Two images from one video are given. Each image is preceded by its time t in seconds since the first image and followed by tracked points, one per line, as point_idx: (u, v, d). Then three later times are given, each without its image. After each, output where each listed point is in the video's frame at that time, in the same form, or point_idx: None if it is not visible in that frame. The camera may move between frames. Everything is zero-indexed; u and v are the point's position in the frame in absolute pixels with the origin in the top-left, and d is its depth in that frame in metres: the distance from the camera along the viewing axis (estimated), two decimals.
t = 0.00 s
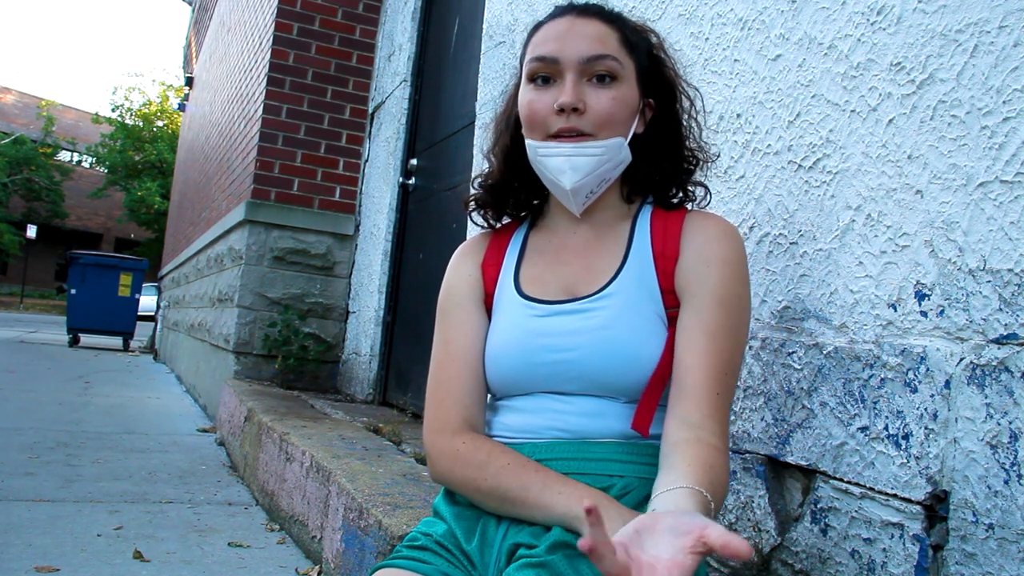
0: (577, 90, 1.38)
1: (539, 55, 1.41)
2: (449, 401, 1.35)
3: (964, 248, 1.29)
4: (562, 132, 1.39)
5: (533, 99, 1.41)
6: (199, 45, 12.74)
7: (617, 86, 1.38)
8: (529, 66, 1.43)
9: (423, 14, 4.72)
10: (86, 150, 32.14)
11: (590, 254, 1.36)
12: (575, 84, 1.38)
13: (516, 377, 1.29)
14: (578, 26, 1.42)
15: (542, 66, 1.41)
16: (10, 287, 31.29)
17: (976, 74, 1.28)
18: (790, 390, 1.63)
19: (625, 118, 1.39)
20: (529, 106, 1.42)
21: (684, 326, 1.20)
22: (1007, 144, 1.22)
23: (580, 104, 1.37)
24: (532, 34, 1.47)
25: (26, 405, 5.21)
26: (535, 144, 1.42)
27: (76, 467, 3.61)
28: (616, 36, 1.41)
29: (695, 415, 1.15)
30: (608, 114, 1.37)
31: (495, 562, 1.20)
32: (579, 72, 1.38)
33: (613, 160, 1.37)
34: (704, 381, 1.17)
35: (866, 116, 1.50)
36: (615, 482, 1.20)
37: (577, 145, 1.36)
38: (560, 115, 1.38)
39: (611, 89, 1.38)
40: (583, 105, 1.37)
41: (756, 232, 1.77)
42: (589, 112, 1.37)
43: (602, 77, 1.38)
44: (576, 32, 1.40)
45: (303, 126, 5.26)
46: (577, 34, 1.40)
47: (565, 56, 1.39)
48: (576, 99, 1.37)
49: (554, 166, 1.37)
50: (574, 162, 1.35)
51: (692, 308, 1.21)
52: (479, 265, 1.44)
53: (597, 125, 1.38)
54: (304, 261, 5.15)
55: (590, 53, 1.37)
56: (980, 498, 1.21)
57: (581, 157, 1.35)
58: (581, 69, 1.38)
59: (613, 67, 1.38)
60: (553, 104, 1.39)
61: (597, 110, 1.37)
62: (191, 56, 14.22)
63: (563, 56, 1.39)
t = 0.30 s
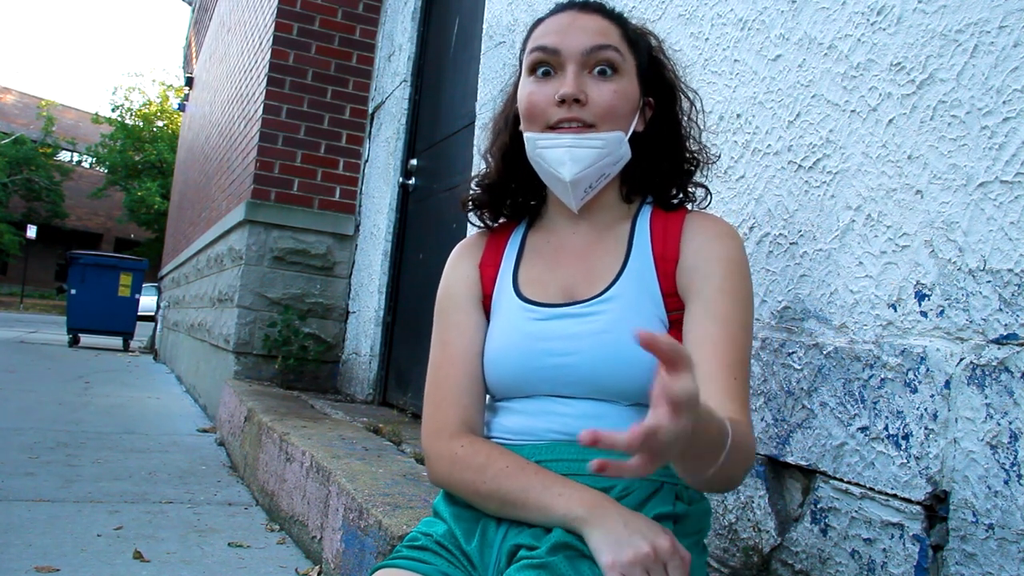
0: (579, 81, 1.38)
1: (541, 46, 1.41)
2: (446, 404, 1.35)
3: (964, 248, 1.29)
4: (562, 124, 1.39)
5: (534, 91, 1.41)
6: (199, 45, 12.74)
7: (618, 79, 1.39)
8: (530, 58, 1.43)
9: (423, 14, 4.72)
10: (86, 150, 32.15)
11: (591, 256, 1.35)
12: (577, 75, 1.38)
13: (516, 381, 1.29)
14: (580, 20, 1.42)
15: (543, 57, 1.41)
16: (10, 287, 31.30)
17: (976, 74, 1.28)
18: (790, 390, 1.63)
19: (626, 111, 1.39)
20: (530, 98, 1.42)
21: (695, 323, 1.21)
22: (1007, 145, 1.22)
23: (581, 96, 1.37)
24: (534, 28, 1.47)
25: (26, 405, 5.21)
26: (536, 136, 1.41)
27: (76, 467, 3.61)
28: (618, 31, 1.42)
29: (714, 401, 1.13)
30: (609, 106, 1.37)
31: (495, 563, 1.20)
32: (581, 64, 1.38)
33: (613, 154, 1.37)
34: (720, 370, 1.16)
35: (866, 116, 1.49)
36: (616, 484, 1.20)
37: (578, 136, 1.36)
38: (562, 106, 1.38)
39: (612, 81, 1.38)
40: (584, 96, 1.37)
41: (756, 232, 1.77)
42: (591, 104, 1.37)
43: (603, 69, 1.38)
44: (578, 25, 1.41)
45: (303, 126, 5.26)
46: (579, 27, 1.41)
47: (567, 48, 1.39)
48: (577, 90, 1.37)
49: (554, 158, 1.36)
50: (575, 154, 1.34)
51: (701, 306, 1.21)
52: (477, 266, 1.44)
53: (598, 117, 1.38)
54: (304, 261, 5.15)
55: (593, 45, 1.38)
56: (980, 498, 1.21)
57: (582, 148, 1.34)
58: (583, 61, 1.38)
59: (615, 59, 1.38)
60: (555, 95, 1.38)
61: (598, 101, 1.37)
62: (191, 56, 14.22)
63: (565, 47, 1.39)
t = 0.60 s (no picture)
0: (578, 77, 1.38)
1: (539, 44, 1.41)
2: (444, 403, 1.35)
3: (964, 248, 1.29)
4: (562, 121, 1.39)
5: (532, 88, 1.41)
6: (199, 45, 12.74)
7: (617, 77, 1.39)
8: (528, 55, 1.43)
9: (423, 14, 4.72)
10: (86, 150, 32.15)
11: (587, 257, 1.35)
12: (576, 72, 1.38)
13: (513, 382, 1.29)
14: (579, 17, 1.43)
15: (541, 53, 1.41)
16: (10, 287, 31.30)
17: (976, 74, 1.28)
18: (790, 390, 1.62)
19: (625, 110, 1.39)
20: (528, 95, 1.41)
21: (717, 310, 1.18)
22: (1007, 145, 1.22)
23: (581, 92, 1.36)
24: (531, 26, 1.48)
25: (26, 405, 5.21)
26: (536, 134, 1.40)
27: (75, 467, 3.61)
28: (615, 28, 1.43)
29: (775, 377, 1.08)
30: (608, 104, 1.37)
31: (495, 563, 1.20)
32: (580, 61, 1.38)
33: (612, 153, 1.36)
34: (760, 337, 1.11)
35: (866, 116, 1.50)
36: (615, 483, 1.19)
37: (578, 134, 1.36)
38: (562, 102, 1.37)
39: (612, 79, 1.38)
40: (584, 93, 1.37)
41: (756, 232, 1.77)
42: (591, 100, 1.37)
43: (602, 66, 1.39)
44: (576, 22, 1.42)
45: (303, 126, 5.26)
46: (577, 24, 1.42)
47: (566, 45, 1.39)
48: (577, 86, 1.37)
49: (555, 155, 1.36)
50: (575, 152, 1.34)
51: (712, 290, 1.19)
52: (474, 265, 1.44)
53: (597, 114, 1.37)
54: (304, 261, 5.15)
55: (592, 42, 1.38)
56: (980, 498, 1.22)
57: (583, 145, 1.34)
58: (582, 58, 1.38)
59: (614, 57, 1.39)
60: (554, 92, 1.38)
61: (598, 98, 1.37)
62: (191, 56, 14.21)
63: (564, 44, 1.39)
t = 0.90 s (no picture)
0: (578, 78, 1.38)
1: (538, 45, 1.41)
2: (442, 405, 1.35)
3: (964, 248, 1.29)
4: (561, 122, 1.38)
5: (531, 89, 1.40)
6: (199, 45, 12.74)
7: (617, 78, 1.39)
8: (527, 56, 1.42)
9: (423, 14, 4.72)
10: (86, 151, 32.15)
11: (587, 258, 1.35)
12: (576, 73, 1.38)
13: (514, 384, 1.29)
14: (579, 18, 1.43)
15: (541, 55, 1.41)
16: (10, 287, 31.30)
17: (976, 74, 1.28)
18: (790, 390, 1.62)
19: (625, 111, 1.39)
20: (527, 96, 1.41)
21: (734, 306, 1.19)
22: (1007, 144, 1.22)
23: (581, 93, 1.37)
24: (531, 26, 1.47)
25: (26, 405, 5.21)
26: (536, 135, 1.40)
27: (75, 467, 3.61)
28: (615, 29, 1.43)
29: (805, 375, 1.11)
30: (607, 106, 1.37)
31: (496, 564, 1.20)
32: (580, 62, 1.38)
33: (612, 155, 1.36)
34: (783, 333, 1.13)
35: (866, 116, 1.49)
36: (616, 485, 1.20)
37: (578, 136, 1.36)
38: (561, 104, 1.37)
39: (611, 81, 1.38)
40: (584, 94, 1.37)
41: (756, 232, 1.77)
42: (590, 102, 1.37)
43: (602, 67, 1.39)
44: (576, 23, 1.42)
45: (303, 126, 5.26)
46: (577, 24, 1.41)
47: (566, 45, 1.39)
48: (576, 87, 1.37)
49: (554, 157, 1.36)
50: (574, 155, 1.34)
51: (722, 288, 1.20)
52: (473, 266, 1.44)
53: (596, 115, 1.37)
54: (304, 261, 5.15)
55: (592, 43, 1.38)
56: (980, 498, 1.22)
57: (583, 148, 1.34)
58: (582, 58, 1.38)
59: (614, 58, 1.39)
60: (554, 93, 1.38)
61: (597, 99, 1.37)
62: (191, 56, 14.21)
63: (564, 45, 1.39)
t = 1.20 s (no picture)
0: (580, 111, 1.32)
1: (537, 71, 1.34)
2: (442, 405, 1.35)
3: (964, 248, 1.29)
4: (561, 158, 1.34)
5: (532, 119, 1.34)
6: (199, 45, 12.74)
7: (620, 106, 1.33)
8: (525, 79, 1.36)
9: (423, 14, 4.72)
10: (86, 151, 32.14)
11: (586, 257, 1.35)
12: (577, 105, 1.32)
13: (514, 384, 1.29)
14: (581, 35, 1.34)
15: (541, 80, 1.34)
16: (11, 287, 31.30)
17: (976, 74, 1.28)
18: (790, 390, 1.62)
19: (625, 143, 1.35)
20: (527, 124, 1.36)
21: (731, 306, 1.19)
22: (1007, 145, 1.22)
23: (582, 128, 1.31)
24: (530, 39, 1.40)
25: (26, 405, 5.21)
26: (537, 166, 1.37)
27: (75, 467, 3.61)
28: (618, 47, 1.35)
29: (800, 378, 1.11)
30: (609, 140, 1.33)
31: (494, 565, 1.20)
32: (582, 92, 1.32)
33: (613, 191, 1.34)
34: (779, 336, 1.13)
35: (866, 116, 1.49)
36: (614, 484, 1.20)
37: (578, 174, 1.33)
38: (562, 139, 1.33)
39: (613, 111, 1.32)
40: (585, 128, 1.32)
41: (756, 232, 1.77)
42: (592, 138, 1.32)
43: (604, 97, 1.32)
44: (578, 44, 1.33)
45: (303, 126, 5.26)
46: (579, 46, 1.33)
47: (566, 73, 1.32)
48: (577, 121, 1.31)
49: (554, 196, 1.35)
50: (576, 197, 1.33)
51: (720, 288, 1.20)
52: (472, 266, 1.45)
53: (597, 151, 1.33)
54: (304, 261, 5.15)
55: (594, 71, 1.31)
56: (980, 498, 1.22)
57: (583, 191, 1.32)
58: (583, 88, 1.32)
59: (618, 84, 1.32)
60: (554, 127, 1.33)
61: (599, 133, 1.32)
62: (191, 55, 14.21)
63: (564, 73, 1.32)
